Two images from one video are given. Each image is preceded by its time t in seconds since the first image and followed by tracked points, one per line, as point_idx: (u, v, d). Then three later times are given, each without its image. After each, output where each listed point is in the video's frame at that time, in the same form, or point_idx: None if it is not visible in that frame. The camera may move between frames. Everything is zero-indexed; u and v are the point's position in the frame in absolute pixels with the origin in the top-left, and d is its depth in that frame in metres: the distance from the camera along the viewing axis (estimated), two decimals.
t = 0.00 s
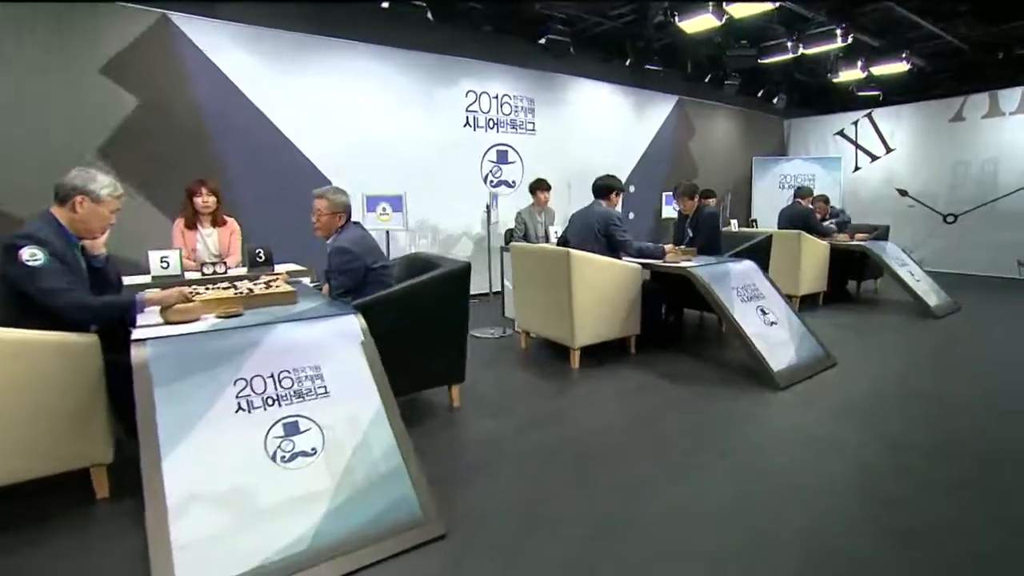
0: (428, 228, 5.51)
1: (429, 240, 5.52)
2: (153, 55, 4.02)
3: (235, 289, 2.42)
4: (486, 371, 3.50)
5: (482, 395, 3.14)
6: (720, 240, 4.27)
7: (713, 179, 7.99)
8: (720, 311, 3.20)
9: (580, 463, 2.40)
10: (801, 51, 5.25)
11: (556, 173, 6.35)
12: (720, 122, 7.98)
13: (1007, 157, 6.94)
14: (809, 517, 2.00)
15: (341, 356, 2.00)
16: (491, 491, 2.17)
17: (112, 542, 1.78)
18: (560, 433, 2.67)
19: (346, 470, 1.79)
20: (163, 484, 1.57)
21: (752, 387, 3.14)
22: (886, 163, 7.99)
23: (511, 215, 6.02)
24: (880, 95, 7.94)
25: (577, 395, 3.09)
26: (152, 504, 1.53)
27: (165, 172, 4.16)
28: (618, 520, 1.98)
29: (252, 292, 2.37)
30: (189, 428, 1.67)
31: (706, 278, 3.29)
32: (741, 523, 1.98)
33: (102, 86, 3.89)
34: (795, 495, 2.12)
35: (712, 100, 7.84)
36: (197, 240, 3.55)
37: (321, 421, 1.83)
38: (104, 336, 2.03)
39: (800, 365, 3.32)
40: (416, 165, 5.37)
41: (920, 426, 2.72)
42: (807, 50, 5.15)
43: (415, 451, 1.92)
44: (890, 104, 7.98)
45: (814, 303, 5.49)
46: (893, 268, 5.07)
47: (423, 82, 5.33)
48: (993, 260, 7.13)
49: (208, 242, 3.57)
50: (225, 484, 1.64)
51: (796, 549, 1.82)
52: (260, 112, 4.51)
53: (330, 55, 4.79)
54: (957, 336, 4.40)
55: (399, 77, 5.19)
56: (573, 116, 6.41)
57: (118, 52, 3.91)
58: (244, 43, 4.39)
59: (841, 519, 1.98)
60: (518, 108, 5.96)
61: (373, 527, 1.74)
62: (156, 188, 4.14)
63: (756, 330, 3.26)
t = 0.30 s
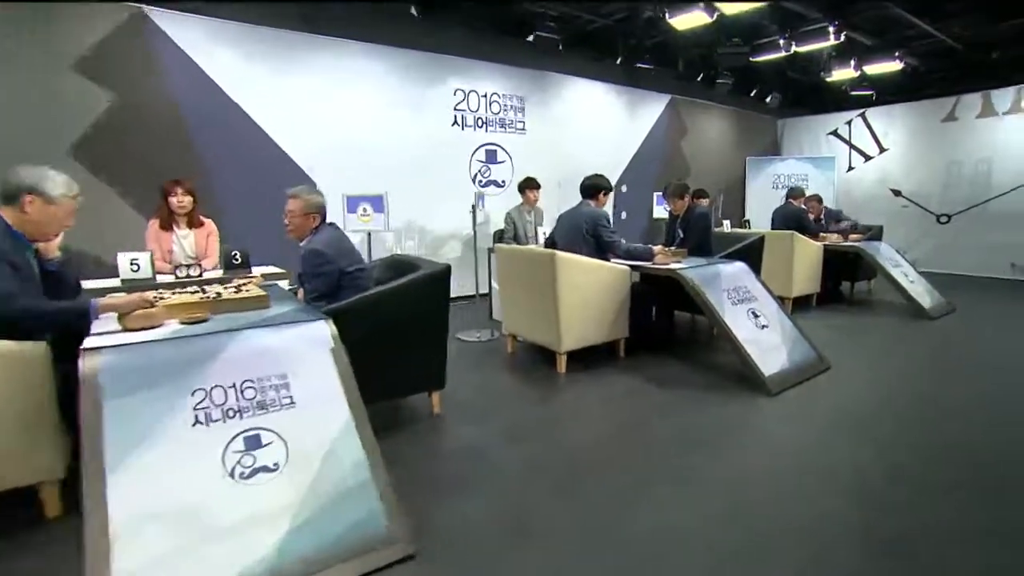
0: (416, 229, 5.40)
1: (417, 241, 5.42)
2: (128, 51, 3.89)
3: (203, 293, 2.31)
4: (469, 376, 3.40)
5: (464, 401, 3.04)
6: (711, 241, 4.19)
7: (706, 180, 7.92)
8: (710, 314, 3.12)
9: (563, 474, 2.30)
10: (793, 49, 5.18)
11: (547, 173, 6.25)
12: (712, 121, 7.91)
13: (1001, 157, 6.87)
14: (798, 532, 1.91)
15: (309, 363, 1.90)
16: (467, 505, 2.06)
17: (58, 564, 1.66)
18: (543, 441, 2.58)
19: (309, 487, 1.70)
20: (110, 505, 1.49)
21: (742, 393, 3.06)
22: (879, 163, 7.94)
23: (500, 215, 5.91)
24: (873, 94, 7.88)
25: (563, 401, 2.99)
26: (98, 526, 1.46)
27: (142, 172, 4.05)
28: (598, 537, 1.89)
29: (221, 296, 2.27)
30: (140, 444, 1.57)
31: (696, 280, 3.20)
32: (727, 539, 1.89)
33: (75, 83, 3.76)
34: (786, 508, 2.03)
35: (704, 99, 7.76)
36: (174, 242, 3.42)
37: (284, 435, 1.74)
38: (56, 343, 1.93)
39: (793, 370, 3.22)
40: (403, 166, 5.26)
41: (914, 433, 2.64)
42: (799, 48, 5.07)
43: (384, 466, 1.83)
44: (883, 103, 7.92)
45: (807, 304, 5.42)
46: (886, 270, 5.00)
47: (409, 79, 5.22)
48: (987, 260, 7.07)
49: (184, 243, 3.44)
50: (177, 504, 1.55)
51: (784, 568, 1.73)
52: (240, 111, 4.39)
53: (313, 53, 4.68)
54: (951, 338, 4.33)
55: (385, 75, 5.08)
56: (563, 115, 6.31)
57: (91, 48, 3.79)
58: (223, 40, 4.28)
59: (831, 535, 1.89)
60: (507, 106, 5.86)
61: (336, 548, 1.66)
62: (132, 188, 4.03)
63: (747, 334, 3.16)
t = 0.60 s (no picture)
0: (400, 231, 5.30)
1: (401, 243, 5.32)
2: (98, 46, 3.76)
3: (163, 299, 2.19)
4: (450, 382, 3.29)
5: (443, 408, 2.92)
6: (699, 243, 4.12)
7: (695, 181, 7.87)
8: (697, 318, 3.03)
9: (544, 485, 2.20)
10: (783, 50, 5.13)
11: (534, 174, 6.17)
12: (702, 122, 7.86)
13: (990, 159, 6.88)
14: (787, 544, 1.82)
15: (271, 373, 1.79)
16: (440, 521, 1.96)
17: None
18: (524, 450, 2.47)
19: (266, 507, 1.60)
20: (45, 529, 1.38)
21: (730, 398, 2.97)
22: (869, 164, 7.92)
23: (487, 217, 5.82)
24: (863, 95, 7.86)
25: (545, 408, 2.89)
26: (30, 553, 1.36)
27: (113, 171, 3.91)
28: (577, 553, 1.78)
29: (182, 302, 2.15)
30: (79, 463, 1.46)
31: (683, 283, 3.12)
32: (714, 552, 1.79)
33: (41, 78, 3.62)
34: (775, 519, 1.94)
35: (694, 100, 7.71)
36: (143, 245, 3.27)
37: (240, 451, 1.64)
38: None
39: (782, 375, 3.14)
40: (386, 166, 5.16)
41: (908, 438, 2.56)
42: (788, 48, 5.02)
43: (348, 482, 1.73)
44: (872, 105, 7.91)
45: (797, 307, 5.36)
46: (876, 271, 4.95)
47: (392, 78, 5.12)
48: (977, 262, 7.06)
49: (156, 245, 3.29)
50: (119, 527, 1.45)
51: None
52: (217, 109, 4.26)
53: (294, 51, 4.59)
54: (942, 340, 4.27)
55: (368, 74, 4.99)
56: (551, 115, 6.23)
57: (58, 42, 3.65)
58: (200, 37, 4.16)
59: (822, 547, 1.80)
60: (494, 106, 5.77)
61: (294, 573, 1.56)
62: (103, 188, 3.89)
63: (735, 339, 3.08)
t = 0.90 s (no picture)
0: (384, 232, 5.21)
1: (384, 244, 5.22)
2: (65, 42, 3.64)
3: (119, 305, 2.07)
4: (429, 390, 3.17)
5: (420, 417, 2.81)
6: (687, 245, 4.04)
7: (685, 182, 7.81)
8: (682, 322, 2.95)
9: (520, 498, 2.09)
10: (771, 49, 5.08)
11: (521, 175, 6.08)
12: (691, 122, 7.81)
13: (977, 162, 6.86)
14: (773, 560, 1.73)
15: (228, 386, 1.67)
16: (409, 539, 1.85)
17: None
18: (501, 462, 2.35)
19: (213, 531, 1.49)
20: None
21: (717, 405, 2.87)
22: (858, 166, 7.89)
23: (472, 218, 5.73)
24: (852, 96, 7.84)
25: (526, 416, 2.78)
26: None
27: (83, 170, 3.80)
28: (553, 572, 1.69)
29: (138, 309, 2.03)
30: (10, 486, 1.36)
31: (669, 287, 3.03)
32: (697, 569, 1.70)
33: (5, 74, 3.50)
34: (761, 533, 1.86)
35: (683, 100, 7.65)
36: (110, 247, 3.12)
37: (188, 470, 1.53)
38: None
39: (770, 381, 3.05)
40: (369, 165, 5.07)
41: (900, 449, 2.47)
42: (778, 47, 4.93)
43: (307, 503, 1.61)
44: (861, 106, 7.89)
45: (787, 309, 5.29)
46: (866, 274, 4.89)
47: (374, 76, 5.03)
48: (965, 264, 7.05)
49: (123, 247, 3.14)
50: (50, 556, 1.35)
51: None
52: (192, 107, 4.18)
53: (271, 48, 4.49)
54: (932, 343, 4.21)
55: (349, 73, 4.90)
56: (538, 115, 6.14)
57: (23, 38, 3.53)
58: (174, 33, 4.06)
59: (810, 563, 1.72)
60: (480, 105, 5.67)
61: None
62: (71, 188, 3.77)
63: (722, 344, 2.99)
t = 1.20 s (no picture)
0: (365, 233, 5.13)
1: (366, 245, 5.14)
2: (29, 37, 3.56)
3: (70, 310, 1.96)
4: (406, 398, 3.08)
5: (395, 428, 2.71)
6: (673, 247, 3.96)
7: (673, 182, 7.77)
8: (666, 326, 2.87)
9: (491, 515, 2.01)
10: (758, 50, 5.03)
11: (507, 175, 6.00)
12: (680, 123, 7.76)
13: (963, 163, 6.85)
14: None
15: (178, 399, 1.56)
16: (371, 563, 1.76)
17: None
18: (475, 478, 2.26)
19: (150, 560, 1.37)
20: None
21: (700, 413, 2.80)
22: (846, 167, 7.88)
23: (456, 219, 5.65)
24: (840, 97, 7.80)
25: (504, 427, 2.70)
26: None
27: (49, 169, 3.71)
28: None
29: (89, 313, 1.90)
30: None
31: (653, 291, 2.95)
32: None
33: None
34: (739, 554, 1.79)
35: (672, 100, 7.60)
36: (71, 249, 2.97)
37: (126, 493, 1.42)
38: None
39: (757, 388, 2.97)
40: (348, 165, 4.98)
41: (886, 460, 2.41)
42: (763, 48, 4.81)
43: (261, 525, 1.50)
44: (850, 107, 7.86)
45: (776, 312, 5.23)
46: (854, 276, 4.84)
47: (354, 74, 4.94)
48: (951, 266, 7.05)
49: (87, 250, 3.00)
50: None
51: None
52: (164, 105, 4.12)
53: (246, 44, 4.40)
54: (920, 347, 4.17)
55: (328, 70, 4.81)
56: (524, 115, 6.06)
57: None
58: (144, 29, 3.98)
59: None
60: (464, 104, 5.57)
61: None
62: (36, 187, 3.67)
63: (707, 350, 2.90)
